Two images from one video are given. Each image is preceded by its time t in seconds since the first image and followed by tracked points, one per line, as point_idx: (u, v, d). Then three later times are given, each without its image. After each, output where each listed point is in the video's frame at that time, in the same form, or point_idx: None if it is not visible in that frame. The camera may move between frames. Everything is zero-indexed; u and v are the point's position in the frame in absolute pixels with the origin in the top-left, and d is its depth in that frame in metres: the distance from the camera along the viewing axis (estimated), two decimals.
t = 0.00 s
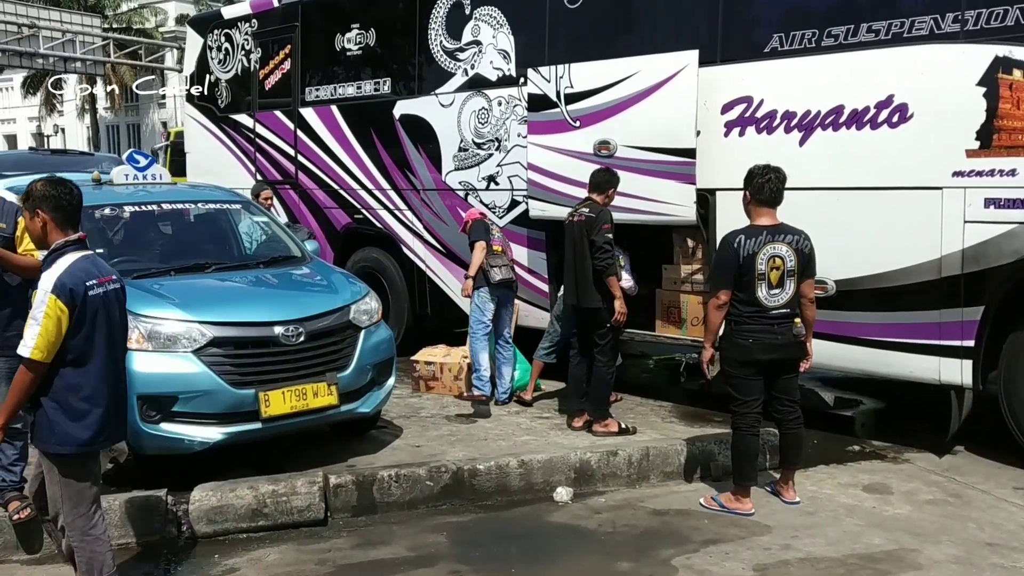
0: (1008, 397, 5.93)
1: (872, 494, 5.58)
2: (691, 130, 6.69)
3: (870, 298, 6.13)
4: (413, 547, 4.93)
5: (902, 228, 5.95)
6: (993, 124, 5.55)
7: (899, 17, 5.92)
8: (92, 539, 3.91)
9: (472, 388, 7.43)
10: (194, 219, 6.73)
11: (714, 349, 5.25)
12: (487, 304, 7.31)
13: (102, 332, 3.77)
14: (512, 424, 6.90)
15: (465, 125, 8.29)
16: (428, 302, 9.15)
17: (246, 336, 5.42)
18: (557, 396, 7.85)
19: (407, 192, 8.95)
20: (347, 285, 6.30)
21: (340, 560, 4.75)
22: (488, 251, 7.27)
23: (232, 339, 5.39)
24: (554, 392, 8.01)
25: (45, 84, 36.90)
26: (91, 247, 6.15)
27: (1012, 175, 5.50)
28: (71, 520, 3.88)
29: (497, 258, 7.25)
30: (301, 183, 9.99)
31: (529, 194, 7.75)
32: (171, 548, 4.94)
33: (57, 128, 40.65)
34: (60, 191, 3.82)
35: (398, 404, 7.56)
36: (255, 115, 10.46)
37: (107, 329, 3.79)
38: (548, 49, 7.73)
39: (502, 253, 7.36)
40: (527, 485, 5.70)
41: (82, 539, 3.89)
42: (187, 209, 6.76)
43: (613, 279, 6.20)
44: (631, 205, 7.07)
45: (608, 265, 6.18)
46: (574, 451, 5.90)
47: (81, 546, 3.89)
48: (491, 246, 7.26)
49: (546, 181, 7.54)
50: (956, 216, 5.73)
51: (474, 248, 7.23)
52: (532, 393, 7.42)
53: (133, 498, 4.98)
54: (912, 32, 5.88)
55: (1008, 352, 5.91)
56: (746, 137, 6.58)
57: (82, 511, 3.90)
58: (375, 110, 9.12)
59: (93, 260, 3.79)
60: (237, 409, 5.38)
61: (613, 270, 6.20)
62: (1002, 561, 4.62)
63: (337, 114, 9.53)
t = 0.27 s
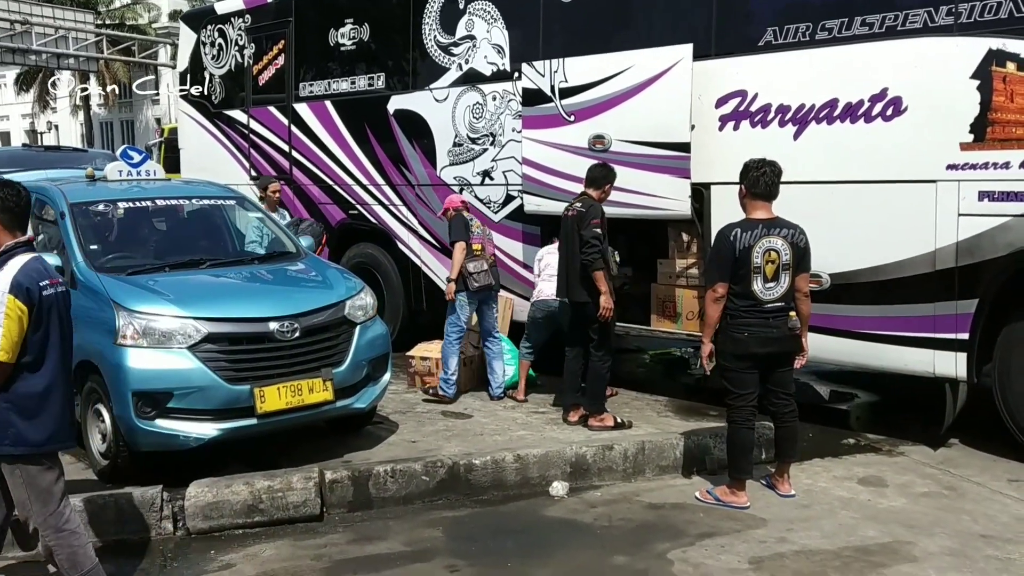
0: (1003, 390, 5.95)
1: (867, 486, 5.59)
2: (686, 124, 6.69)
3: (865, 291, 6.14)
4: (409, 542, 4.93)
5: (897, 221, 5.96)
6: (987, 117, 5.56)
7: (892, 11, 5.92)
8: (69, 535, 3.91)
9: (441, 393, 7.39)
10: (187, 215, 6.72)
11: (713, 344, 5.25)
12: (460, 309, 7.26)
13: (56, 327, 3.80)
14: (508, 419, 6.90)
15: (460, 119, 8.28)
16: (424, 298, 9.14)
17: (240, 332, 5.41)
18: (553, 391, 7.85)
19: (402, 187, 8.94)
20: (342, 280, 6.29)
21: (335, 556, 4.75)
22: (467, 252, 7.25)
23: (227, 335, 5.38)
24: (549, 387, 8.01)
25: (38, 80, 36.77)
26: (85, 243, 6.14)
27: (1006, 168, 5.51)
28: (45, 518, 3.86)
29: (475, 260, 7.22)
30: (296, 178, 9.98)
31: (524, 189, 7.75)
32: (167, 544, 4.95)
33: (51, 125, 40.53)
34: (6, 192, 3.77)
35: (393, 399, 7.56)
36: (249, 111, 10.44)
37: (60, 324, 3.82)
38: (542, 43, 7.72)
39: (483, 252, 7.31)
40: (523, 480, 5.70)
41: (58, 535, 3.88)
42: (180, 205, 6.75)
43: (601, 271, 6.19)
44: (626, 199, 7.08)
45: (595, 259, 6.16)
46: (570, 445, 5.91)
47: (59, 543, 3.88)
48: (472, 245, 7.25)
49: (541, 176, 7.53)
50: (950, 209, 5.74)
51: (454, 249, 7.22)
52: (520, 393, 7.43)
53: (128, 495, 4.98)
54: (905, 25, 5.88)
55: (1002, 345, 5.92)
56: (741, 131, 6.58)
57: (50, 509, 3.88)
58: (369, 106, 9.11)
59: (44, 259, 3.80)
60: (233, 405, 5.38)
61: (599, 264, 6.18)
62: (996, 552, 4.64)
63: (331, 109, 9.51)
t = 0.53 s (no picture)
0: (994, 383, 5.97)
1: (859, 480, 5.61)
2: (677, 119, 6.69)
3: (856, 285, 6.15)
4: (402, 538, 4.93)
5: (887, 215, 5.97)
6: (978, 111, 5.57)
7: (883, 5, 5.93)
8: (1, 523, 3.80)
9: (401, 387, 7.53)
10: (178, 211, 6.70)
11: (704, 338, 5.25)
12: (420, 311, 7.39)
13: None
14: (501, 414, 6.90)
15: (452, 115, 8.27)
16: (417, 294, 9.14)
17: (232, 329, 5.39)
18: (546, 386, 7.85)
19: (394, 183, 8.92)
20: (334, 277, 6.28)
21: (328, 552, 4.75)
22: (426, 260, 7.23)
23: (218, 332, 5.36)
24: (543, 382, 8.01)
25: (29, 78, 36.63)
26: (76, 241, 6.12)
27: (997, 161, 5.52)
28: None
29: (434, 269, 7.22)
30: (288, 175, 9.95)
31: (516, 185, 7.74)
32: (159, 541, 4.93)
33: (42, 122, 40.38)
34: None
35: (386, 395, 7.56)
36: (241, 107, 10.41)
37: None
38: (534, 39, 7.71)
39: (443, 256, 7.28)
40: (515, 475, 5.71)
41: None
42: (172, 202, 6.72)
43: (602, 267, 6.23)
44: (618, 194, 7.08)
45: (596, 254, 6.19)
46: (563, 440, 5.91)
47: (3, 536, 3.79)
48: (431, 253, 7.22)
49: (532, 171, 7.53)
50: (941, 203, 5.75)
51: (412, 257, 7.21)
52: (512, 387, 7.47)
53: (120, 492, 4.97)
54: (896, 19, 5.88)
55: (993, 338, 5.94)
56: (733, 126, 6.58)
57: None
58: (361, 102, 9.09)
59: None
60: (224, 402, 5.37)
61: (599, 259, 6.21)
62: (988, 545, 4.65)
63: (323, 105, 9.49)
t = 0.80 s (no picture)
0: (983, 374, 6.00)
1: (849, 472, 5.63)
2: (667, 113, 6.69)
3: (846, 279, 6.17)
4: (394, 533, 4.93)
5: (877, 208, 5.99)
6: (966, 104, 5.59)
7: None
8: None
9: (392, 383, 7.54)
10: (168, 208, 6.68)
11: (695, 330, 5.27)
12: (389, 308, 7.34)
13: None
14: (493, 409, 6.91)
15: (442, 110, 8.26)
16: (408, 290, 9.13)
17: (223, 326, 5.38)
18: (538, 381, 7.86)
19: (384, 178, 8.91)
20: (325, 273, 6.27)
21: (320, 548, 4.75)
22: (392, 250, 7.30)
23: (209, 329, 5.35)
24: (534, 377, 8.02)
25: (16, 74, 36.41)
26: (65, 238, 6.10)
27: (985, 154, 5.54)
28: None
29: (398, 259, 7.27)
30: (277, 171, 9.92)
31: (506, 179, 7.74)
32: (151, 539, 4.93)
33: (30, 119, 40.18)
34: None
35: (378, 391, 7.55)
36: (230, 103, 10.37)
37: None
38: (523, 33, 7.70)
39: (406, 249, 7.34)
40: (508, 470, 5.71)
41: None
42: (161, 198, 6.70)
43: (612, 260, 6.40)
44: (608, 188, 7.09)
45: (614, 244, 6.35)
46: (555, 435, 5.91)
47: None
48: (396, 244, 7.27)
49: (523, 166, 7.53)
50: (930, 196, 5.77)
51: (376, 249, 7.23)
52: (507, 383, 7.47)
53: (112, 490, 4.96)
54: (884, 13, 5.89)
55: (982, 330, 5.97)
56: (723, 120, 6.59)
57: None
58: (350, 97, 9.07)
59: None
60: (216, 399, 5.36)
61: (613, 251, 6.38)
62: (977, 535, 4.68)
63: (313, 101, 9.47)
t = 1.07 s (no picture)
0: (976, 368, 6.01)
1: (843, 465, 5.64)
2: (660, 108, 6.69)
3: (839, 273, 6.18)
4: (389, 529, 4.93)
5: (870, 202, 5.99)
6: (959, 98, 5.59)
7: None
8: None
9: (386, 378, 7.55)
10: (160, 205, 6.66)
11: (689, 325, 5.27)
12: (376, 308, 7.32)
13: None
14: (487, 405, 6.91)
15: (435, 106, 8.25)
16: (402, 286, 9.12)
17: (217, 323, 5.37)
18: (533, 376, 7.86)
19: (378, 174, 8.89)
20: (319, 269, 6.26)
21: (315, 545, 4.75)
22: (375, 247, 7.32)
23: (203, 326, 5.34)
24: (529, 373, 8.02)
25: (9, 71, 36.28)
26: (57, 235, 6.08)
27: (977, 148, 5.56)
28: None
29: (380, 257, 7.30)
30: (271, 167, 9.90)
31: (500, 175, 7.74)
32: (145, 536, 4.92)
33: (23, 117, 40.04)
34: None
35: (372, 387, 7.55)
36: (223, 100, 10.35)
37: None
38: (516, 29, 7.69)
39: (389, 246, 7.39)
40: (502, 466, 5.72)
41: None
42: (154, 196, 6.69)
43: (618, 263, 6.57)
44: (602, 183, 7.08)
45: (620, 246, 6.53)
46: (549, 430, 5.92)
47: None
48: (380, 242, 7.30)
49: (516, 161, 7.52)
50: (923, 190, 5.78)
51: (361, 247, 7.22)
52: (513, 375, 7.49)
53: (106, 488, 4.95)
54: (877, 7, 5.89)
55: (975, 323, 5.99)
56: (716, 114, 6.60)
57: None
58: (344, 93, 9.05)
59: None
60: (210, 396, 5.35)
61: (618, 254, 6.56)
62: (971, 528, 4.69)
63: (306, 97, 9.45)
